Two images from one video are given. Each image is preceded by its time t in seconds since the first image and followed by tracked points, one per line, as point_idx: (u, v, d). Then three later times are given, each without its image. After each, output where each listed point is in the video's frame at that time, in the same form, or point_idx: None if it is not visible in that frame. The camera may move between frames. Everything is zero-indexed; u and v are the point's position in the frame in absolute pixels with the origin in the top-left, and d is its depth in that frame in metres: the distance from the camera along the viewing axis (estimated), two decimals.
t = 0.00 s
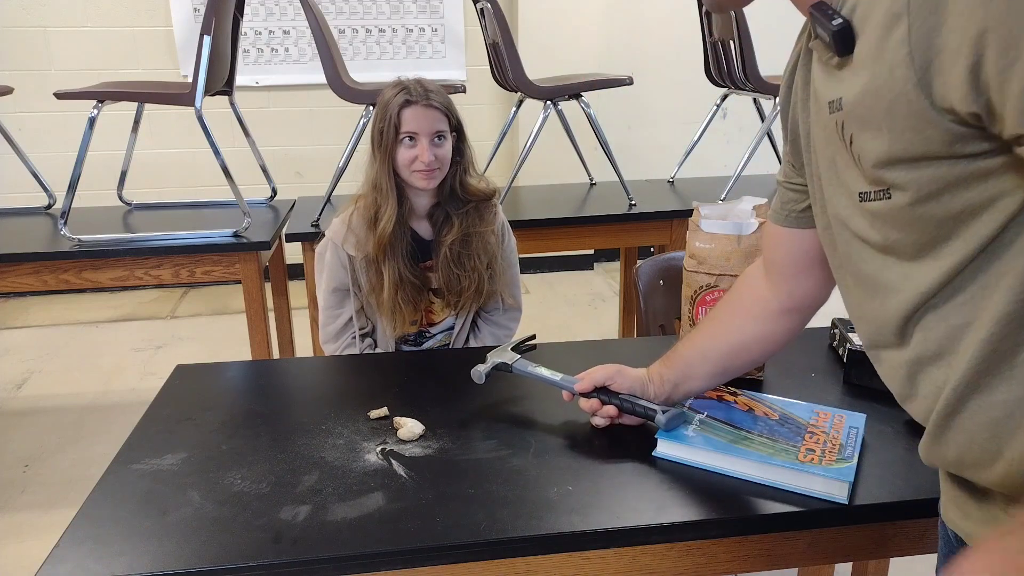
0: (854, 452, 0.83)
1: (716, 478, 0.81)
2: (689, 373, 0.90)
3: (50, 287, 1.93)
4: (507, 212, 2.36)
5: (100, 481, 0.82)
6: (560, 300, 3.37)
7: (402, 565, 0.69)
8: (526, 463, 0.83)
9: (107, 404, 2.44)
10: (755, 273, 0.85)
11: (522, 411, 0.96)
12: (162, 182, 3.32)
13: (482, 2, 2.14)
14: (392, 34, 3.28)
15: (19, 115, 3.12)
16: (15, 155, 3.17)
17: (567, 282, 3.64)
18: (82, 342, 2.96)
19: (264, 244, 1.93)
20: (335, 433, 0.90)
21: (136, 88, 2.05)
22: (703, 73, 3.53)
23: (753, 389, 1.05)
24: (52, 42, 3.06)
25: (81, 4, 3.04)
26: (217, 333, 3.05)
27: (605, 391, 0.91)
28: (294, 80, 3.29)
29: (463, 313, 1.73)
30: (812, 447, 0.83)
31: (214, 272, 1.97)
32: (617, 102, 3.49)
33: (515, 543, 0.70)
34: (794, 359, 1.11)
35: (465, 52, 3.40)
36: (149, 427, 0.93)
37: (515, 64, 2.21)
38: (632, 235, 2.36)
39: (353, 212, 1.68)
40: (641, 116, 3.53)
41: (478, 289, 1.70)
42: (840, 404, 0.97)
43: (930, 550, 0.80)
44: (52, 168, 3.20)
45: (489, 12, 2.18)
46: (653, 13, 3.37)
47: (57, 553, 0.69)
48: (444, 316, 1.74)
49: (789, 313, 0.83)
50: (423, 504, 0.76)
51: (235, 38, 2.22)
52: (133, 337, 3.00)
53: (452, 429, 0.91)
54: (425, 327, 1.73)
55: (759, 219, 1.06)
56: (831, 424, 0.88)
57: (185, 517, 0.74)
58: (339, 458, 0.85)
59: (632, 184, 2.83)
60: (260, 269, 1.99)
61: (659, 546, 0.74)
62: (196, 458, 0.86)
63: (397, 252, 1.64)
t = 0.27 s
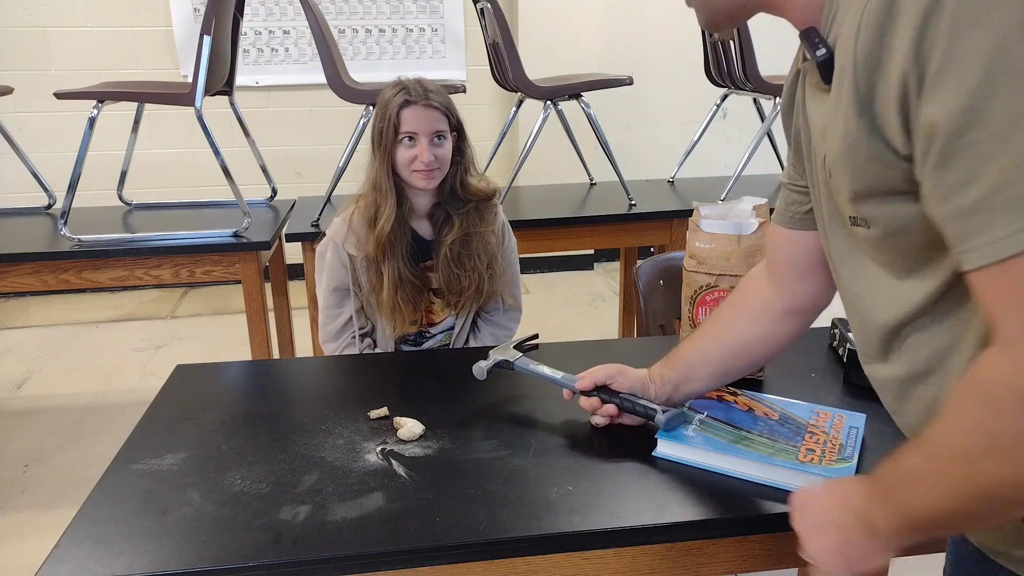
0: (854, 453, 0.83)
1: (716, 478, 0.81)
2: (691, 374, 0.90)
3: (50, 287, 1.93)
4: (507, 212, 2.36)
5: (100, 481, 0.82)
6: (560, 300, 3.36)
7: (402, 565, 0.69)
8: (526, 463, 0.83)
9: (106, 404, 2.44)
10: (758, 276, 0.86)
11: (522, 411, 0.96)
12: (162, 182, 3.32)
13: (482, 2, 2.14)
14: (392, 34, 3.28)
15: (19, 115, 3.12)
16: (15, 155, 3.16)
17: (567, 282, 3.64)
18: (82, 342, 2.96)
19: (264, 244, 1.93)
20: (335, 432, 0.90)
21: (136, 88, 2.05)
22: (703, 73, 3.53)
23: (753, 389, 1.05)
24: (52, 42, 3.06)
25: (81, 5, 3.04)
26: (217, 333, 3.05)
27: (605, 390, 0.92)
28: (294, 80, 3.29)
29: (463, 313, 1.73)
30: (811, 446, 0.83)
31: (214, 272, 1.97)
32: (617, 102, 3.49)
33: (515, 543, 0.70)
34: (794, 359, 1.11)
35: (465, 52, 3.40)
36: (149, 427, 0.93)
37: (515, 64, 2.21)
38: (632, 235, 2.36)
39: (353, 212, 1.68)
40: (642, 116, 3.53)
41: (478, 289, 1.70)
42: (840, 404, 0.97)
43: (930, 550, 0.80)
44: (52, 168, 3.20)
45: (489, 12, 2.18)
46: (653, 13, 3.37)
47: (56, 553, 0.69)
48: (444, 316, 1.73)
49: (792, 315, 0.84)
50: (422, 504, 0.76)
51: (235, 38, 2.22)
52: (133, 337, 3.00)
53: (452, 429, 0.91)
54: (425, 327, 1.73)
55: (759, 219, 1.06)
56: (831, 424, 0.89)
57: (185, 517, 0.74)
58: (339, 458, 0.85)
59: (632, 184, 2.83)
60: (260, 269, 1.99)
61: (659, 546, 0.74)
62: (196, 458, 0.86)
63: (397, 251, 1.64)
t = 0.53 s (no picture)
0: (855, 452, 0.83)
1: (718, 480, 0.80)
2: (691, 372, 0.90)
3: (50, 287, 1.93)
4: (507, 212, 2.36)
5: (101, 481, 0.82)
6: (560, 300, 3.37)
7: (402, 565, 0.69)
8: (526, 463, 0.83)
9: (106, 404, 2.44)
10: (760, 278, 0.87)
11: (522, 411, 0.96)
12: (162, 182, 3.32)
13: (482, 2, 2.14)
14: (392, 34, 3.28)
15: (19, 115, 3.12)
16: (15, 155, 3.16)
17: (567, 282, 3.64)
18: (82, 342, 2.96)
19: (264, 245, 1.93)
20: (335, 433, 0.90)
21: (136, 88, 2.05)
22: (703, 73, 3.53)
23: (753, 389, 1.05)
24: (52, 42, 3.06)
25: (81, 5, 3.04)
26: (217, 333, 3.05)
27: (604, 387, 0.93)
28: (294, 80, 3.29)
29: (463, 312, 1.73)
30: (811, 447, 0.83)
31: (214, 272, 1.97)
32: (618, 102, 3.49)
33: (516, 543, 0.70)
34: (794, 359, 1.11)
35: (465, 52, 3.40)
36: (150, 427, 0.93)
37: (515, 64, 2.21)
38: (632, 235, 2.36)
39: (354, 212, 1.68)
40: (642, 116, 3.53)
41: (479, 289, 1.70)
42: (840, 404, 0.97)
43: (930, 550, 0.80)
44: (52, 168, 3.20)
45: (489, 12, 2.18)
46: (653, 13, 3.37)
47: (57, 553, 0.70)
48: (445, 316, 1.73)
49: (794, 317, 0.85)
50: (423, 504, 0.76)
51: (235, 38, 2.22)
52: (133, 337, 3.00)
53: (452, 429, 0.91)
54: (425, 327, 1.73)
55: (759, 219, 1.06)
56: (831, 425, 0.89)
57: (185, 517, 0.74)
58: (339, 459, 0.85)
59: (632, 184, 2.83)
60: (260, 269, 1.98)
61: (659, 546, 0.74)
62: (196, 458, 0.86)
63: (398, 251, 1.64)
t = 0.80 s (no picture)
0: (854, 452, 0.83)
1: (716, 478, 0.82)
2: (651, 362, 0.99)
3: (50, 287, 1.93)
4: (507, 212, 2.36)
5: (100, 481, 0.82)
6: (560, 300, 3.37)
7: (402, 565, 0.69)
8: (526, 463, 0.83)
9: (106, 404, 2.44)
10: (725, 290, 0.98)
11: (522, 411, 0.96)
12: (162, 182, 3.32)
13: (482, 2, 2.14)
14: (392, 34, 3.28)
15: (19, 115, 3.12)
16: (14, 155, 3.16)
17: (567, 282, 3.64)
18: (82, 342, 2.96)
19: (265, 244, 1.93)
20: (335, 433, 0.90)
21: (136, 88, 2.05)
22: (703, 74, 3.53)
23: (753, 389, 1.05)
24: (52, 42, 3.06)
25: (81, 4, 3.04)
26: (217, 333, 3.05)
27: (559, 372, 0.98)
28: (294, 80, 3.29)
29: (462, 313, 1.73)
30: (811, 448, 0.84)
31: (214, 272, 1.97)
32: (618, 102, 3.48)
33: (515, 543, 0.70)
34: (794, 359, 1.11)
35: (465, 52, 3.40)
36: (150, 427, 0.93)
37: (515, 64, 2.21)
38: (632, 235, 2.36)
39: (355, 212, 1.68)
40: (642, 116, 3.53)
41: (478, 289, 1.70)
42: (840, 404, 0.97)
43: (931, 550, 0.80)
44: (52, 168, 3.20)
45: (489, 12, 2.18)
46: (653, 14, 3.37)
47: (56, 553, 0.69)
48: (444, 316, 1.73)
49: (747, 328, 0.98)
50: (422, 504, 0.76)
51: (235, 38, 2.22)
52: (133, 337, 3.00)
53: (452, 429, 0.91)
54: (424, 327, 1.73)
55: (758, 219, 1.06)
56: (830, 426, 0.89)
57: (185, 517, 0.74)
58: (339, 458, 0.85)
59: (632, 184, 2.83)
60: (261, 269, 1.99)
61: (658, 546, 0.74)
62: (195, 458, 0.86)
63: (398, 252, 1.64)
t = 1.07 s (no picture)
0: (853, 452, 0.83)
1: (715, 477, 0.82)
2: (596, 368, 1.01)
3: (50, 287, 1.93)
4: (508, 212, 2.36)
5: (100, 481, 0.82)
6: (560, 300, 3.37)
7: (402, 565, 0.69)
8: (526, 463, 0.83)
9: (106, 404, 2.44)
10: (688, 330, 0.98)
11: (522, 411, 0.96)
12: (162, 182, 3.32)
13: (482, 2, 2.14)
14: (392, 34, 3.28)
15: (19, 115, 3.12)
16: (14, 155, 3.16)
17: (567, 282, 3.64)
18: (82, 342, 2.96)
19: (264, 245, 1.93)
20: (335, 433, 0.90)
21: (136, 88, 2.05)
22: (703, 73, 3.53)
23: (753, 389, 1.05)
24: (52, 42, 3.06)
25: (81, 4, 3.04)
26: (217, 333, 3.05)
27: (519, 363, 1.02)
28: (294, 80, 3.29)
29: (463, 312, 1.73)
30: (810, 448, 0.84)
31: (214, 272, 1.97)
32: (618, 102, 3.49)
33: (516, 543, 0.70)
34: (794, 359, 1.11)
35: (465, 52, 3.40)
36: (149, 427, 0.93)
37: (515, 64, 2.21)
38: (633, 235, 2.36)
39: (356, 213, 1.68)
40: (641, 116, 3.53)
41: (480, 290, 1.70)
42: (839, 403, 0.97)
43: (931, 550, 0.80)
44: (52, 168, 3.20)
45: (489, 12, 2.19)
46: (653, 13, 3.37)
47: (57, 553, 0.69)
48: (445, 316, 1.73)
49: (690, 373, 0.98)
50: (423, 504, 0.76)
51: (235, 38, 2.22)
52: (133, 337, 3.00)
53: (452, 429, 0.91)
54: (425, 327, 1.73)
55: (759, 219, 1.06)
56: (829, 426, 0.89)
57: (185, 518, 0.74)
58: (339, 459, 0.85)
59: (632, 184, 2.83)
60: (261, 269, 1.98)
61: (659, 546, 0.74)
62: (195, 458, 0.86)
63: (400, 253, 1.65)
